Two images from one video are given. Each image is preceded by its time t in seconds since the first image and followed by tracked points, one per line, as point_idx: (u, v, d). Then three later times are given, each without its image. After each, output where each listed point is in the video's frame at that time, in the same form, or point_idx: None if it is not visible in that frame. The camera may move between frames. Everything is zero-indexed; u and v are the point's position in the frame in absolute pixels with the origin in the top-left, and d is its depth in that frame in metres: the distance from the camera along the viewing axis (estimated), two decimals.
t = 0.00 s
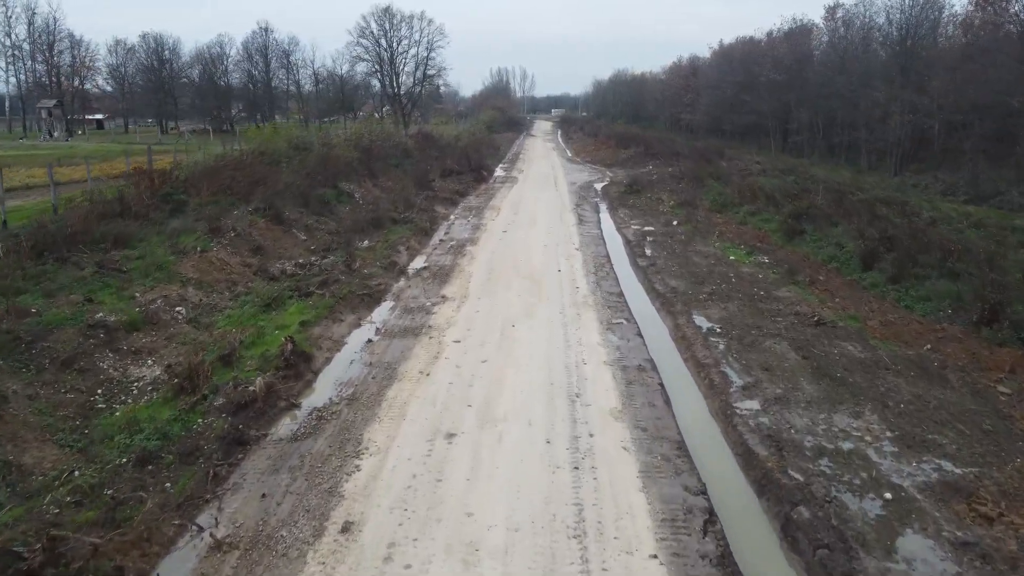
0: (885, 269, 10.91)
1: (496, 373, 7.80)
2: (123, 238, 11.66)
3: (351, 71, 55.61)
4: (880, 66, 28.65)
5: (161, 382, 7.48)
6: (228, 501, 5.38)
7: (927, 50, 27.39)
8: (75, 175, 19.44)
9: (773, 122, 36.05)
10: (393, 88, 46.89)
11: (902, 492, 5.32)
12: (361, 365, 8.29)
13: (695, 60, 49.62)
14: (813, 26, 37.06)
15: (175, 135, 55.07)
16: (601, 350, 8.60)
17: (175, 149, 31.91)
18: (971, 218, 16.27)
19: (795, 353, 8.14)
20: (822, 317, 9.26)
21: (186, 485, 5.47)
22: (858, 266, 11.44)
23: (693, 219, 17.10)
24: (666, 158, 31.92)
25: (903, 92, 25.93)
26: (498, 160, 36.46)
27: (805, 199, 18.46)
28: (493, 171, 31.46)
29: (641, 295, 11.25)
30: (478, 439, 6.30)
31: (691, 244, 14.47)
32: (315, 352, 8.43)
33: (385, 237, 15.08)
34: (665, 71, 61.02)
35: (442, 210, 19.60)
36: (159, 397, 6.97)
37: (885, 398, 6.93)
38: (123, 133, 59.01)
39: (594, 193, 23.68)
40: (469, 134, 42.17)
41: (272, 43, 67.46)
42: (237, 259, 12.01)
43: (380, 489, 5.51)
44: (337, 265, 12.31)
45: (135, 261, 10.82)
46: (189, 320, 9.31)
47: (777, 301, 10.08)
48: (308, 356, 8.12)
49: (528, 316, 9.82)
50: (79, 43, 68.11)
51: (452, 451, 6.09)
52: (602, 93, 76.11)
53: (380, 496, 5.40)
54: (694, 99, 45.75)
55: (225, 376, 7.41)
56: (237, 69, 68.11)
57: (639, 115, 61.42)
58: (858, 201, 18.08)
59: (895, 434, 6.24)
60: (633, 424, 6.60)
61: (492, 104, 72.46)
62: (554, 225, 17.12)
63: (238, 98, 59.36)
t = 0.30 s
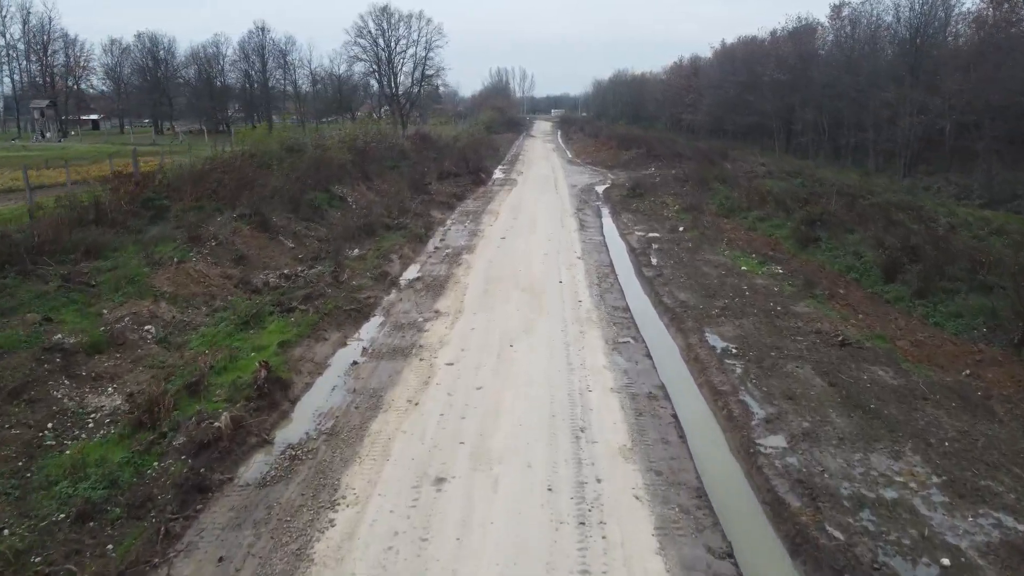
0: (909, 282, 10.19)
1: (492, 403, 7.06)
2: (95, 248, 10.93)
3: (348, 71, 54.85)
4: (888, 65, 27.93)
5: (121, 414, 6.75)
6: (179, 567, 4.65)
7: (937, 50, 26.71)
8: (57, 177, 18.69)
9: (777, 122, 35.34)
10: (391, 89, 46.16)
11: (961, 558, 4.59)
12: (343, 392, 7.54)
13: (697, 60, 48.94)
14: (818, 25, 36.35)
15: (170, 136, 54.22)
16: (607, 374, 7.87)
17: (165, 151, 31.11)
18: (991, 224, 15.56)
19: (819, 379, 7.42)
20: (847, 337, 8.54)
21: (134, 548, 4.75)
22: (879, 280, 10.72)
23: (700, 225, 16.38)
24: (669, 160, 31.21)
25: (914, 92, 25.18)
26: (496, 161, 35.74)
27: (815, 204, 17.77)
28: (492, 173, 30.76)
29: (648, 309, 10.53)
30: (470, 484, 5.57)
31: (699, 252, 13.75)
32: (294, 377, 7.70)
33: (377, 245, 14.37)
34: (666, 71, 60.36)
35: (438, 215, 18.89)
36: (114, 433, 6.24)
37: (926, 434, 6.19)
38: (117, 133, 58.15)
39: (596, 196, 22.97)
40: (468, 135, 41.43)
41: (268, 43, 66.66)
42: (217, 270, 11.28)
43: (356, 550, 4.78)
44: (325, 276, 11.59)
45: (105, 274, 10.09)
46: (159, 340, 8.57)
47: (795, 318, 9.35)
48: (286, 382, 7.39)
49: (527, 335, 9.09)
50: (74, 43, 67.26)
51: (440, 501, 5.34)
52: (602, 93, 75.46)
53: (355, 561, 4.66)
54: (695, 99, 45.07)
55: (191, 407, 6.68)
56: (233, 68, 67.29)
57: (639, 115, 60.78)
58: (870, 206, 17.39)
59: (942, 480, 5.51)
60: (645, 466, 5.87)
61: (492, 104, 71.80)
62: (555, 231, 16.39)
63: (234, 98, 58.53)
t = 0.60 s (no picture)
0: (938, 297, 9.45)
1: (487, 439, 6.32)
2: (63, 258, 10.19)
3: (346, 70, 54.08)
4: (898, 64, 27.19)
5: (69, 453, 6.00)
6: None
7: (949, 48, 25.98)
8: (37, 180, 17.89)
9: (782, 122, 34.59)
10: (388, 89, 45.40)
11: None
12: (323, 424, 6.79)
13: (699, 59, 48.19)
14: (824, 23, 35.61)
15: (164, 137, 53.42)
16: (615, 402, 7.13)
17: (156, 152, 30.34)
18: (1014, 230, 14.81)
19: (851, 411, 6.67)
20: (877, 360, 7.80)
21: None
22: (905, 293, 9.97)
23: (708, 231, 15.65)
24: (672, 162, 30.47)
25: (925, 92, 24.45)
26: (495, 163, 34.99)
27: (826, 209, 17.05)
28: (491, 175, 30.03)
29: (657, 324, 9.79)
30: (462, 543, 4.83)
31: (708, 261, 13.00)
32: (268, 407, 6.94)
33: (368, 253, 13.63)
34: (667, 70, 59.60)
35: (434, 220, 18.14)
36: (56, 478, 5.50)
37: (980, 479, 5.45)
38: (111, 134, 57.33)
39: (598, 199, 22.23)
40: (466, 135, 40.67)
41: (266, 43, 65.89)
42: (195, 282, 10.53)
43: None
44: (310, 288, 10.84)
45: (71, 288, 9.34)
46: (123, 363, 7.81)
47: (818, 337, 8.62)
48: (258, 414, 6.64)
49: (526, 356, 8.34)
50: (69, 43, 66.49)
51: (426, 565, 4.60)
52: (602, 93, 74.74)
53: None
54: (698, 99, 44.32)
55: (148, 445, 5.94)
56: (230, 68, 66.52)
57: (639, 115, 60.07)
58: (884, 210, 16.67)
59: (1007, 539, 4.76)
60: (662, 520, 5.14)
61: (491, 104, 71.07)
62: (556, 237, 15.64)
63: (230, 98, 57.75)
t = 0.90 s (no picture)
0: (973, 315, 8.74)
1: (482, 484, 5.60)
2: (26, 271, 9.44)
3: (343, 70, 53.29)
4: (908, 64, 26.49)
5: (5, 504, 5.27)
6: None
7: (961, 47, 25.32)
8: (15, 183, 17.12)
9: (787, 123, 33.89)
10: (386, 89, 44.73)
11: None
12: (297, 464, 6.04)
13: (701, 59, 47.53)
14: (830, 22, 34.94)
15: (159, 137, 52.63)
16: (624, 437, 6.41)
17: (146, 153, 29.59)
18: None
19: (892, 451, 5.94)
20: (913, 388, 7.06)
21: None
22: (935, 310, 9.25)
23: (716, 238, 14.92)
24: (675, 164, 29.75)
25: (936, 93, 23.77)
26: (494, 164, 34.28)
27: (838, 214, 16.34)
28: (489, 177, 29.30)
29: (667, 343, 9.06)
30: None
31: (719, 271, 12.27)
32: (237, 444, 6.20)
33: (359, 262, 12.92)
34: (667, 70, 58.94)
35: (429, 225, 17.42)
36: None
37: None
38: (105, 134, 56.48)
39: (600, 203, 21.51)
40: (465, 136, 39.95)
41: (263, 42, 65.13)
42: (169, 296, 9.79)
43: None
44: (294, 302, 10.10)
45: (32, 305, 8.59)
46: (80, 392, 7.04)
47: (844, 360, 7.89)
48: (223, 454, 5.89)
49: (526, 381, 7.61)
50: (63, 42, 65.68)
51: None
52: (602, 93, 74.13)
53: None
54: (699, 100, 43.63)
55: (93, 497, 5.19)
56: (227, 68, 65.72)
57: (640, 116, 59.38)
58: (900, 216, 15.96)
59: None
60: None
61: (490, 104, 70.34)
62: (557, 244, 14.91)
63: (226, 98, 56.98)
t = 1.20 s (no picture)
0: (1012, 334, 8.05)
1: (476, 539, 4.90)
2: None
3: (340, 68, 52.52)
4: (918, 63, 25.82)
5: None
6: None
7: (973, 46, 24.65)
8: None
9: (792, 123, 33.20)
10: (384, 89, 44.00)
11: None
12: (266, 511, 5.33)
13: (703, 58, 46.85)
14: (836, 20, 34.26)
15: (153, 137, 51.79)
16: (636, 478, 5.71)
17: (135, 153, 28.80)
18: None
19: (942, 498, 5.24)
20: (957, 420, 6.35)
21: None
22: (968, 328, 8.57)
23: (725, 244, 14.23)
24: (679, 165, 29.05)
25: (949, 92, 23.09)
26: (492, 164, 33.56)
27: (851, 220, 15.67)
28: (488, 178, 28.59)
29: (679, 364, 8.35)
30: None
31: (730, 281, 11.57)
32: (199, 488, 5.49)
33: (349, 271, 12.21)
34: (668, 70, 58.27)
35: (425, 230, 16.73)
36: None
37: None
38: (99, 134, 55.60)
39: (602, 206, 20.82)
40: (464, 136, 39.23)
41: (260, 41, 64.37)
42: (140, 311, 9.07)
43: None
44: (276, 316, 9.38)
45: None
46: (29, 423, 6.30)
47: (875, 386, 7.19)
48: (181, 503, 5.19)
49: (525, 409, 6.91)
50: (57, 40, 64.82)
51: None
52: (602, 92, 73.45)
53: None
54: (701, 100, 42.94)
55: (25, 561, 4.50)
56: (223, 66, 64.89)
57: (640, 116, 58.70)
58: (916, 221, 15.28)
59: None
60: None
61: (489, 104, 69.61)
62: (558, 251, 14.20)
63: (222, 97, 56.19)
